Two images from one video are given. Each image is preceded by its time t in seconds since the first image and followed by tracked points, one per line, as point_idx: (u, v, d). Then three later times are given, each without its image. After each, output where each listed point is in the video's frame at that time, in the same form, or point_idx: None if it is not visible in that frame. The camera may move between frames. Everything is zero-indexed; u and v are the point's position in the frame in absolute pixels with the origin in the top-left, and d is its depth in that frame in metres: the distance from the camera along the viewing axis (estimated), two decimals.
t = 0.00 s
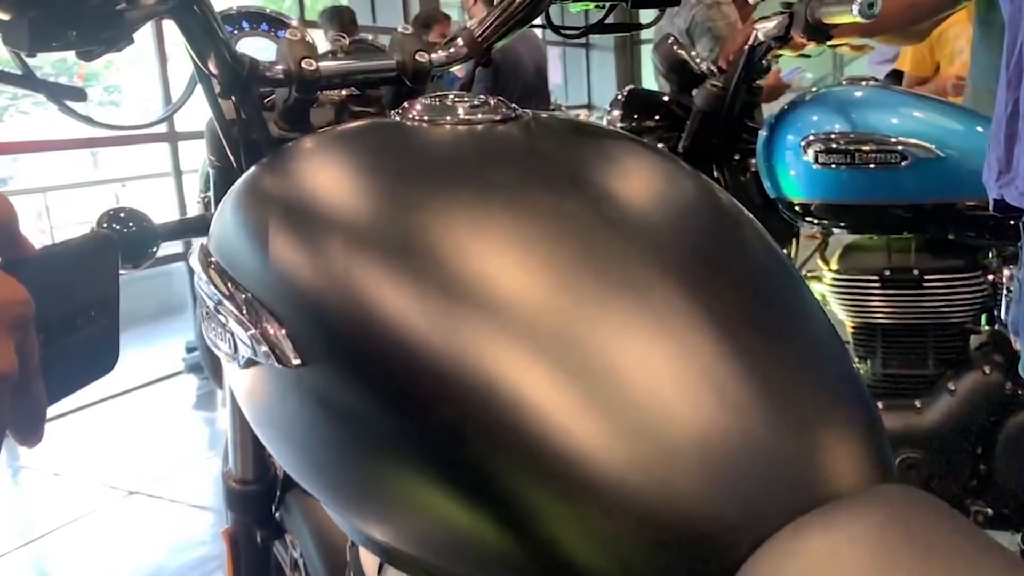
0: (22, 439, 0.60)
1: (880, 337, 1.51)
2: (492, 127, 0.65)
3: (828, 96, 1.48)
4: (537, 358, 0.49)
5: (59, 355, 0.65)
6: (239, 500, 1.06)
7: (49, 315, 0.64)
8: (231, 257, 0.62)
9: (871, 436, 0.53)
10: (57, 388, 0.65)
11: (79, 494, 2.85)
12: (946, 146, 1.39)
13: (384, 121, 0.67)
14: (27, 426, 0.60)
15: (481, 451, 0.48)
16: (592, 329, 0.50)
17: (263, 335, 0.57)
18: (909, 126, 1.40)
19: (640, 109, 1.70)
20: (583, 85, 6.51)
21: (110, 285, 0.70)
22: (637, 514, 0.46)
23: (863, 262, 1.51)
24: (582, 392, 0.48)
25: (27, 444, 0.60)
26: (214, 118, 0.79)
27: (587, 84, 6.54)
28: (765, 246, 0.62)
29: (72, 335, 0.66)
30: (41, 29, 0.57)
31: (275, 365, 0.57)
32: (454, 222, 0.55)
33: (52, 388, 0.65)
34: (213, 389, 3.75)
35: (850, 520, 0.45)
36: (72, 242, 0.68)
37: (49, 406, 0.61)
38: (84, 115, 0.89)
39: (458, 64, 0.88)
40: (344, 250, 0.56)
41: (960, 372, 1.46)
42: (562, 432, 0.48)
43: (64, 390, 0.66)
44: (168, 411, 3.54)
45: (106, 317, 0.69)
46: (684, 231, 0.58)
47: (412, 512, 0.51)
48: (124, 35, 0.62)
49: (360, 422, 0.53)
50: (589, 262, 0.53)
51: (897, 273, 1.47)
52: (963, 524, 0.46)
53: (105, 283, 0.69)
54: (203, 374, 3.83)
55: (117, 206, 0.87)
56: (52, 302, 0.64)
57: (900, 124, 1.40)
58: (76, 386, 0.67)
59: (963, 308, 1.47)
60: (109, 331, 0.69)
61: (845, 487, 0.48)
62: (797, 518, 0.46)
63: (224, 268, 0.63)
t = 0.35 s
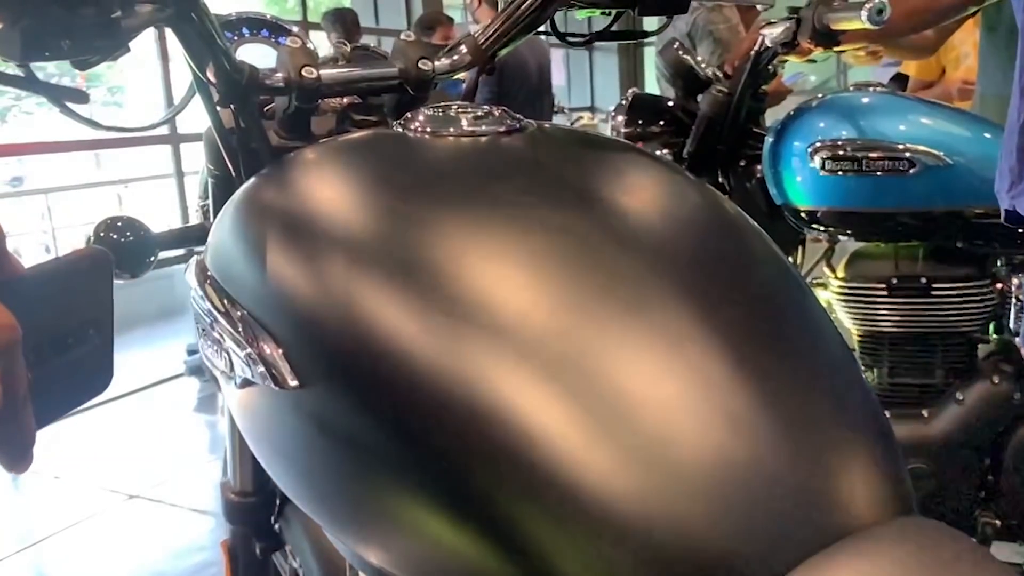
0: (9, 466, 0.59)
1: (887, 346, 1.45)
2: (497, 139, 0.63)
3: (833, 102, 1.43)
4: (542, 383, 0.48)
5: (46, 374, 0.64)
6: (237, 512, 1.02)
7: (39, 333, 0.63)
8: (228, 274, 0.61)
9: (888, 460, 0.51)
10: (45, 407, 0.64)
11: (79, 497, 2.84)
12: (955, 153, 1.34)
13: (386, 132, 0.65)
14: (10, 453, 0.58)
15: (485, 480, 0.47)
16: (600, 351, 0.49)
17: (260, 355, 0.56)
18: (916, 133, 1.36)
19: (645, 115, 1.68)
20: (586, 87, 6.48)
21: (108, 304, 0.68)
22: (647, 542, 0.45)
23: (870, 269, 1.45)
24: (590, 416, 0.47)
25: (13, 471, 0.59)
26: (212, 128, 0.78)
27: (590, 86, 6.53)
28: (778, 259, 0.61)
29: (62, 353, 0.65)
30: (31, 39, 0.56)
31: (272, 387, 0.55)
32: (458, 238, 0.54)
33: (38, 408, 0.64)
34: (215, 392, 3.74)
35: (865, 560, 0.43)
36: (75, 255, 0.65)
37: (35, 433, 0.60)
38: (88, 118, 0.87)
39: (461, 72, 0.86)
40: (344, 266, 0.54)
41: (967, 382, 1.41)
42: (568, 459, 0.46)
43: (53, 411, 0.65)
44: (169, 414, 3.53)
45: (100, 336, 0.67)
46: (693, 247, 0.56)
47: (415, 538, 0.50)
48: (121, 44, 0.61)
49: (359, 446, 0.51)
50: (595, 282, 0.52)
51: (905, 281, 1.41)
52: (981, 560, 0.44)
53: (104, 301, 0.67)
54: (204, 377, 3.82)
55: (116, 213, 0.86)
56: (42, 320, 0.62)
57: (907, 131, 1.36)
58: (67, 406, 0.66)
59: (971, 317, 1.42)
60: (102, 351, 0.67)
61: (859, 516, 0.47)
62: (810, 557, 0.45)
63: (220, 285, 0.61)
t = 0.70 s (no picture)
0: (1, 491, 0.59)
1: (894, 353, 1.39)
2: (501, 149, 0.62)
3: (839, 105, 1.38)
4: (548, 405, 0.48)
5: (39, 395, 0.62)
6: (237, 522, 0.97)
7: (31, 354, 0.61)
8: (223, 285, 0.60)
9: (895, 482, 0.51)
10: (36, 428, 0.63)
11: (80, 500, 2.83)
12: (962, 157, 1.30)
13: (389, 141, 0.65)
14: (5, 475, 0.58)
15: (482, 506, 0.47)
16: (606, 373, 0.49)
17: (258, 373, 0.55)
18: (924, 137, 1.31)
19: (649, 117, 1.67)
20: (588, 87, 6.46)
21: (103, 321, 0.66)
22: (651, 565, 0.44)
23: (875, 274, 1.39)
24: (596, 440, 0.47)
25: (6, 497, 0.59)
26: (212, 135, 0.77)
27: (594, 85, 6.52)
28: (785, 277, 0.61)
29: (55, 372, 0.63)
30: (25, 45, 0.54)
31: (270, 406, 0.55)
32: (463, 255, 0.53)
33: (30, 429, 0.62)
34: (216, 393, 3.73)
35: None
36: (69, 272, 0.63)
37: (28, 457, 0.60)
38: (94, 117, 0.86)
39: (464, 78, 0.85)
40: (345, 283, 0.54)
41: (974, 389, 1.36)
42: (574, 483, 0.46)
43: (45, 432, 0.63)
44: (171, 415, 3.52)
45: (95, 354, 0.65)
46: (696, 267, 0.56)
47: (413, 558, 0.50)
48: (117, 51, 0.59)
49: (357, 466, 0.51)
50: (601, 303, 0.52)
51: (912, 287, 1.36)
52: None
53: (100, 319, 0.65)
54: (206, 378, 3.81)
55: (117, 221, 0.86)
56: (33, 340, 0.61)
57: (915, 135, 1.31)
58: (61, 427, 0.64)
59: (980, 324, 1.36)
60: (97, 370, 0.65)
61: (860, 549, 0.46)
62: None
63: (216, 296, 0.60)
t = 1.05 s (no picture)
0: None
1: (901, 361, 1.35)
2: (507, 163, 0.62)
3: (845, 111, 1.35)
4: (553, 427, 0.47)
5: (32, 418, 0.61)
6: (238, 533, 0.92)
7: (27, 380, 0.60)
8: (222, 301, 0.59)
9: (910, 505, 0.50)
10: (25, 453, 0.61)
11: (80, 504, 2.82)
12: (971, 164, 1.26)
13: (392, 154, 0.64)
14: None
15: (486, 530, 0.46)
16: (613, 394, 0.48)
17: (257, 395, 0.54)
18: (932, 143, 1.27)
19: (652, 123, 1.66)
20: (591, 90, 6.46)
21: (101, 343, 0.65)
22: None
23: (882, 281, 1.35)
24: (603, 463, 0.46)
25: None
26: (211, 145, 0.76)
27: (596, 88, 6.51)
28: (796, 293, 0.60)
29: (52, 397, 0.62)
30: (18, 56, 0.53)
31: (269, 429, 0.53)
32: (466, 273, 0.52)
33: (20, 453, 0.61)
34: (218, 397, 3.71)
35: None
36: (72, 294, 0.63)
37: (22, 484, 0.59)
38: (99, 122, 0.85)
39: (470, 85, 0.83)
40: (346, 300, 0.53)
41: (984, 399, 1.30)
42: (580, 506, 0.45)
43: (34, 457, 0.62)
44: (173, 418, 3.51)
45: (93, 383, 0.64)
46: (704, 285, 0.55)
47: None
48: (113, 60, 0.58)
49: (357, 488, 0.50)
50: (607, 323, 0.51)
51: (919, 294, 1.31)
52: None
53: (96, 341, 0.64)
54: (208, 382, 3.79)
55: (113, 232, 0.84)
56: (32, 360, 0.60)
57: (922, 141, 1.28)
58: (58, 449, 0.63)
59: (988, 331, 1.31)
60: (93, 398, 0.65)
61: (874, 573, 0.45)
62: None
63: (215, 313, 0.59)
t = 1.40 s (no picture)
0: None
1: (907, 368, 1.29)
2: (514, 175, 0.61)
3: (850, 114, 1.27)
4: (557, 448, 0.46)
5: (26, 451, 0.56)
6: (240, 547, 0.90)
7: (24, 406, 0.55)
8: (220, 318, 0.58)
9: (925, 527, 0.48)
10: (20, 490, 0.56)
11: (82, 509, 2.81)
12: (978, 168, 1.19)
13: (394, 166, 0.63)
14: None
15: (491, 556, 0.44)
16: (618, 414, 0.47)
17: (257, 416, 0.53)
18: (939, 147, 1.20)
19: (656, 128, 1.65)
20: (593, 92, 6.44)
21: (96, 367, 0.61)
22: None
23: (889, 287, 1.29)
24: (608, 484, 0.45)
25: None
26: (213, 156, 0.75)
27: (598, 89, 6.50)
28: (806, 307, 0.58)
29: (48, 425, 0.57)
30: (13, 71, 0.52)
31: (270, 454, 0.52)
32: (469, 288, 0.51)
33: (16, 491, 0.56)
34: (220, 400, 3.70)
35: None
36: (70, 314, 0.59)
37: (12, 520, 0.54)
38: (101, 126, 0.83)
39: (474, 93, 0.82)
40: (347, 316, 0.51)
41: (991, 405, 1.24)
42: (584, 529, 0.44)
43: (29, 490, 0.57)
44: (175, 422, 3.50)
45: (87, 408, 0.60)
46: (711, 299, 0.54)
47: None
48: (111, 73, 0.58)
49: (358, 511, 0.49)
50: (613, 340, 0.50)
51: (926, 300, 1.26)
52: None
53: (93, 364, 0.60)
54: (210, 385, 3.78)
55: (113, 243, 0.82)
56: (32, 386, 0.55)
57: (928, 145, 1.21)
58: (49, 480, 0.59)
59: (996, 338, 1.26)
60: (86, 425, 0.60)
61: None
62: None
63: (214, 329, 0.58)
